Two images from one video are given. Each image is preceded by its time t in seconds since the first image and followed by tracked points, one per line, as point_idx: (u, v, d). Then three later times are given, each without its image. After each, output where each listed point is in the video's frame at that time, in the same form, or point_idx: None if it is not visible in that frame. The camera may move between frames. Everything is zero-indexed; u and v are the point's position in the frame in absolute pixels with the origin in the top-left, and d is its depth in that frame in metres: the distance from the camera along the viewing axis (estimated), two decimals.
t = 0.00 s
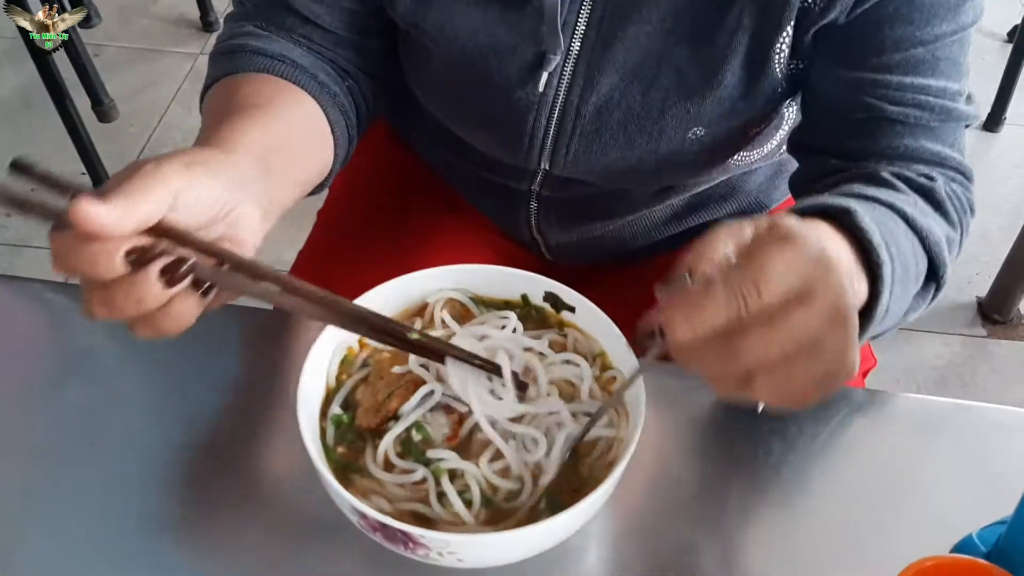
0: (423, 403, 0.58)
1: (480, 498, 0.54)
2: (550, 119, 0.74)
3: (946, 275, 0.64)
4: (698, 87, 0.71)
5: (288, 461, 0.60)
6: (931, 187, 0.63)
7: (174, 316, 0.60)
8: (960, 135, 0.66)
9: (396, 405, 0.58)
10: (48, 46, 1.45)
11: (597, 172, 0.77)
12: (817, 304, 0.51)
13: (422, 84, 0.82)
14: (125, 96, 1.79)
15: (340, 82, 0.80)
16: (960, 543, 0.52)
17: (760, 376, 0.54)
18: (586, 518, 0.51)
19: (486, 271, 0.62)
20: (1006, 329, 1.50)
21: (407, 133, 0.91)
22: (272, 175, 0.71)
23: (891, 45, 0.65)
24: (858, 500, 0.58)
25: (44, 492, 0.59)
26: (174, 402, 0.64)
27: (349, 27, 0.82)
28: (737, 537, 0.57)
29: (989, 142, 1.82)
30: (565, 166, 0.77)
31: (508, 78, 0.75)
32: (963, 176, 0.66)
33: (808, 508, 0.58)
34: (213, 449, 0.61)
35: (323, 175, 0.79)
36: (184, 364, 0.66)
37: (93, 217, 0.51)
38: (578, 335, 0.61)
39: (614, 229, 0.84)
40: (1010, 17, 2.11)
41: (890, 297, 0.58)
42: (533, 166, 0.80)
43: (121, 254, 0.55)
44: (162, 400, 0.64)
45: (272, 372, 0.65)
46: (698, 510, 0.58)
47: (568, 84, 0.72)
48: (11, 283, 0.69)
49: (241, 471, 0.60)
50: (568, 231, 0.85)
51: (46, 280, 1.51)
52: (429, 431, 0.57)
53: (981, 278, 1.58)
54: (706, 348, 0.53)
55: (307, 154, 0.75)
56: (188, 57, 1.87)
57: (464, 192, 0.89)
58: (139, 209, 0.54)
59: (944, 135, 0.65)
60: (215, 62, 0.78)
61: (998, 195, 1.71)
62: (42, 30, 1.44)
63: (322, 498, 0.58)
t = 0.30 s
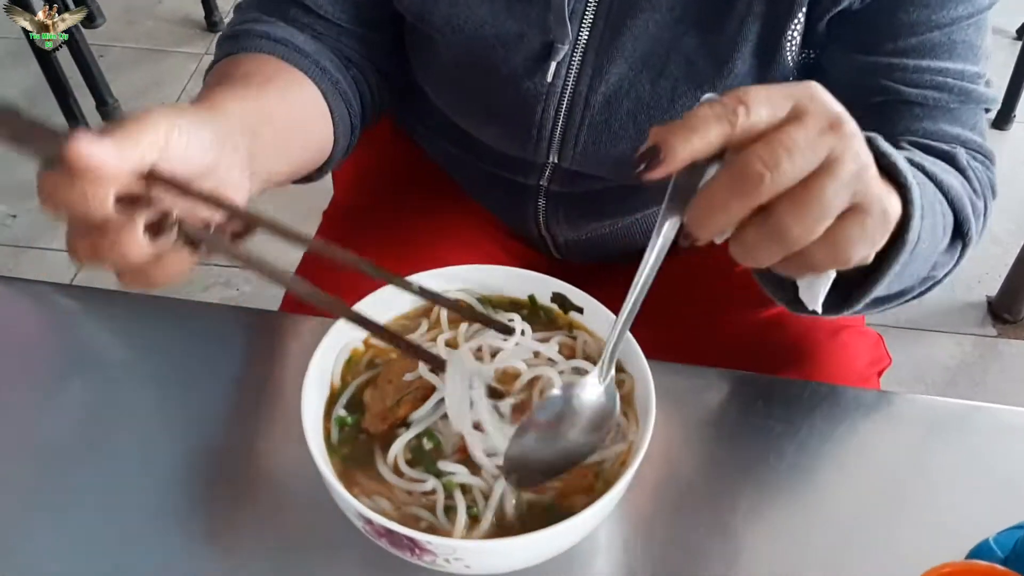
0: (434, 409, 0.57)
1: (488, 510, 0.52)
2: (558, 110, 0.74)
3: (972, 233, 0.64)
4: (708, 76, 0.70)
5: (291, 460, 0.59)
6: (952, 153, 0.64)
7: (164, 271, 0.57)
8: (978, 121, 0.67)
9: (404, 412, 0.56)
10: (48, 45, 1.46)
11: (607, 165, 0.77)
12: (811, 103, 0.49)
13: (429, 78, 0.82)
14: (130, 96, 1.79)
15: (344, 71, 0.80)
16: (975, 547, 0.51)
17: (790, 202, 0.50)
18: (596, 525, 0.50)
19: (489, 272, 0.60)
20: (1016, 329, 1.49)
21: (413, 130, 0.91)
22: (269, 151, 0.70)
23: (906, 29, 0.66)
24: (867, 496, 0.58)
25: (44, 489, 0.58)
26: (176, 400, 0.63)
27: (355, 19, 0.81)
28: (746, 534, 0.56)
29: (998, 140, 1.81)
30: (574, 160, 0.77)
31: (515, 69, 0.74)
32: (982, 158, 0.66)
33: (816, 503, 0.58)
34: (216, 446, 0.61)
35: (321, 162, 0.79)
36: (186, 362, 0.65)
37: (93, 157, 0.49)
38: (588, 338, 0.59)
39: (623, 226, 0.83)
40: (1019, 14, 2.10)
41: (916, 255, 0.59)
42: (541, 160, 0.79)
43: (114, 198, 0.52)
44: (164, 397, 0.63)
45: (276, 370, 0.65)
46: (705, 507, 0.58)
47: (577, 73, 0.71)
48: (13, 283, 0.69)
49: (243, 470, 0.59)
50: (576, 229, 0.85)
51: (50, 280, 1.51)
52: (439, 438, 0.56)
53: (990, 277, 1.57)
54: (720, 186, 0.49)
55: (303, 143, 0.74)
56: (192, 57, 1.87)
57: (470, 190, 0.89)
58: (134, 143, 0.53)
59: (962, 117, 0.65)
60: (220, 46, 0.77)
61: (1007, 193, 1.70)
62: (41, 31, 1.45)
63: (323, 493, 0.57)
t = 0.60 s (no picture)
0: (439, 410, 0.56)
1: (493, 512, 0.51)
2: (562, 101, 0.73)
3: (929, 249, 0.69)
4: (713, 71, 0.70)
5: (292, 457, 0.59)
6: (918, 165, 0.67)
7: (209, 249, 0.50)
8: (942, 136, 0.70)
9: (408, 412, 0.55)
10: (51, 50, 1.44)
11: (609, 158, 0.77)
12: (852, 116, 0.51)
13: (433, 69, 0.82)
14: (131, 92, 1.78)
15: (354, 56, 0.79)
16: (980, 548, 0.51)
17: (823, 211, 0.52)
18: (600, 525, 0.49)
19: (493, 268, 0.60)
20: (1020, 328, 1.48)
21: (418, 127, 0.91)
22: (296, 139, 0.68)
23: (892, 40, 0.67)
24: (870, 492, 0.57)
25: (44, 482, 0.58)
26: (177, 394, 0.63)
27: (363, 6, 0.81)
28: (750, 530, 0.56)
29: (1000, 139, 1.80)
30: (577, 153, 0.76)
31: (520, 60, 0.74)
32: (942, 172, 0.70)
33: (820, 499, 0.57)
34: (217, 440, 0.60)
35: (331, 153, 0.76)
36: (187, 357, 0.65)
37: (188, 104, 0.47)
38: (592, 335, 0.59)
39: (627, 224, 0.83)
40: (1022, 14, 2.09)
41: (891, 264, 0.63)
42: (543, 152, 0.78)
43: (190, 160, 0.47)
44: (165, 392, 0.63)
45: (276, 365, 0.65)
46: (708, 504, 0.57)
47: (581, 65, 0.71)
48: (13, 278, 0.69)
49: (244, 466, 0.59)
50: (580, 227, 0.84)
51: (50, 277, 1.51)
52: (445, 439, 0.55)
53: (993, 276, 1.56)
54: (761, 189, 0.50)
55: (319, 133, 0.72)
56: (193, 54, 1.87)
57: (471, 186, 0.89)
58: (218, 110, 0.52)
59: (928, 132, 0.69)
60: (227, 30, 0.74)
61: (1010, 193, 1.70)
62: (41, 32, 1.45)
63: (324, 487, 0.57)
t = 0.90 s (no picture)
0: (441, 393, 0.56)
1: (494, 497, 0.51)
2: (564, 91, 0.73)
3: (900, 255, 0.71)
4: (716, 70, 0.71)
5: (291, 443, 0.59)
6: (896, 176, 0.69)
7: (198, 271, 0.55)
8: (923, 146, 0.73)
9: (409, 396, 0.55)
10: (46, 47, 1.47)
11: (608, 151, 0.77)
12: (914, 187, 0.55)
13: (433, 59, 0.81)
14: (129, 82, 1.78)
15: (362, 53, 0.79)
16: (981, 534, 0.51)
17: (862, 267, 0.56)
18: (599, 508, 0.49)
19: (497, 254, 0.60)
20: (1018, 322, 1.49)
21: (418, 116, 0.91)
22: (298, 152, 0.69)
23: (888, 49, 0.69)
24: (868, 476, 0.57)
25: (40, 461, 0.58)
26: (175, 376, 0.63)
27: None
28: (748, 515, 0.56)
29: (999, 134, 1.80)
30: (576, 144, 0.76)
31: (522, 49, 0.74)
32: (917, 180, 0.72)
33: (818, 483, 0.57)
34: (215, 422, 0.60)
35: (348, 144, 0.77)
36: (186, 340, 0.65)
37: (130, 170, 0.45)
38: (594, 321, 0.59)
39: (628, 215, 0.83)
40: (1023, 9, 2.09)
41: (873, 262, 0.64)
42: (543, 144, 0.79)
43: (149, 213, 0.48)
44: (163, 373, 0.63)
45: (276, 350, 0.65)
46: (708, 491, 0.57)
47: (584, 56, 0.71)
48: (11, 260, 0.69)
49: (243, 452, 0.58)
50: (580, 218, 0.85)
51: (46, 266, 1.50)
52: (446, 422, 0.54)
53: (992, 270, 1.56)
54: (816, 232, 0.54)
55: (326, 127, 0.73)
56: (192, 44, 1.86)
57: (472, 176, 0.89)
58: (170, 160, 0.49)
59: (911, 145, 0.71)
60: (240, 32, 0.75)
61: (1009, 187, 1.70)
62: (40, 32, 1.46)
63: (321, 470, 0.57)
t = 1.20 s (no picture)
0: (435, 387, 0.57)
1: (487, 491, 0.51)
2: (566, 89, 0.73)
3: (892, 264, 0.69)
4: (721, 75, 0.71)
5: (287, 437, 0.59)
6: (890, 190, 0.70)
7: (177, 257, 0.56)
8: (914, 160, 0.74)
9: (404, 390, 0.55)
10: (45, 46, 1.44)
11: (607, 152, 0.77)
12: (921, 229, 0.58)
13: (433, 55, 0.81)
14: (126, 76, 1.77)
15: (357, 40, 0.79)
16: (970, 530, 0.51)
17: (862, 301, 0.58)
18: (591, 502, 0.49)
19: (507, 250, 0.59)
20: (1012, 321, 1.49)
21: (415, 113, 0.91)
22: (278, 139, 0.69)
23: (890, 62, 0.70)
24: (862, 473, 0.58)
25: (37, 453, 0.58)
26: (171, 370, 0.63)
27: None
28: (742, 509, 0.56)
29: (996, 133, 1.81)
30: (575, 144, 0.77)
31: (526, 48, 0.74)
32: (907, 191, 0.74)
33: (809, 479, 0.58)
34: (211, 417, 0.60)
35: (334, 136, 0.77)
36: (182, 334, 0.65)
37: (87, 160, 0.45)
38: (587, 316, 0.58)
39: (623, 212, 0.84)
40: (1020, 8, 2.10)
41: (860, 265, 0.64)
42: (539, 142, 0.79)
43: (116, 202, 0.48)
44: (160, 368, 0.63)
45: (271, 346, 0.65)
46: (702, 487, 0.58)
47: (588, 55, 0.71)
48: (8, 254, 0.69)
49: (240, 446, 0.59)
50: (575, 216, 0.85)
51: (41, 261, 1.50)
52: (441, 417, 0.55)
53: (988, 268, 1.57)
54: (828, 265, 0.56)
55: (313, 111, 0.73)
56: (190, 38, 1.86)
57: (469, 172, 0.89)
58: (133, 148, 0.49)
59: (903, 157, 0.73)
60: (231, 12, 0.75)
61: (1005, 186, 1.70)
62: (40, 30, 1.47)
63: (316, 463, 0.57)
